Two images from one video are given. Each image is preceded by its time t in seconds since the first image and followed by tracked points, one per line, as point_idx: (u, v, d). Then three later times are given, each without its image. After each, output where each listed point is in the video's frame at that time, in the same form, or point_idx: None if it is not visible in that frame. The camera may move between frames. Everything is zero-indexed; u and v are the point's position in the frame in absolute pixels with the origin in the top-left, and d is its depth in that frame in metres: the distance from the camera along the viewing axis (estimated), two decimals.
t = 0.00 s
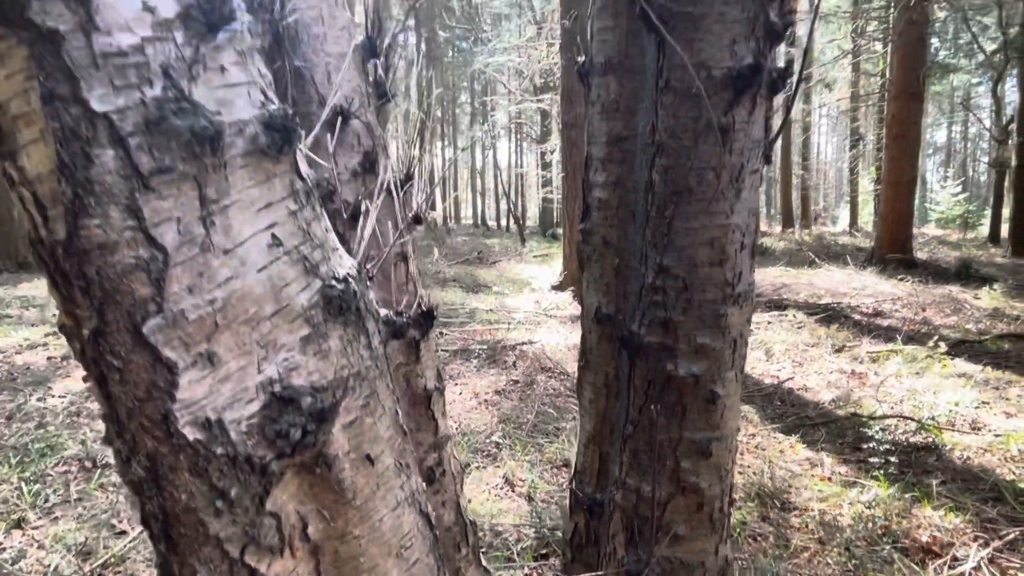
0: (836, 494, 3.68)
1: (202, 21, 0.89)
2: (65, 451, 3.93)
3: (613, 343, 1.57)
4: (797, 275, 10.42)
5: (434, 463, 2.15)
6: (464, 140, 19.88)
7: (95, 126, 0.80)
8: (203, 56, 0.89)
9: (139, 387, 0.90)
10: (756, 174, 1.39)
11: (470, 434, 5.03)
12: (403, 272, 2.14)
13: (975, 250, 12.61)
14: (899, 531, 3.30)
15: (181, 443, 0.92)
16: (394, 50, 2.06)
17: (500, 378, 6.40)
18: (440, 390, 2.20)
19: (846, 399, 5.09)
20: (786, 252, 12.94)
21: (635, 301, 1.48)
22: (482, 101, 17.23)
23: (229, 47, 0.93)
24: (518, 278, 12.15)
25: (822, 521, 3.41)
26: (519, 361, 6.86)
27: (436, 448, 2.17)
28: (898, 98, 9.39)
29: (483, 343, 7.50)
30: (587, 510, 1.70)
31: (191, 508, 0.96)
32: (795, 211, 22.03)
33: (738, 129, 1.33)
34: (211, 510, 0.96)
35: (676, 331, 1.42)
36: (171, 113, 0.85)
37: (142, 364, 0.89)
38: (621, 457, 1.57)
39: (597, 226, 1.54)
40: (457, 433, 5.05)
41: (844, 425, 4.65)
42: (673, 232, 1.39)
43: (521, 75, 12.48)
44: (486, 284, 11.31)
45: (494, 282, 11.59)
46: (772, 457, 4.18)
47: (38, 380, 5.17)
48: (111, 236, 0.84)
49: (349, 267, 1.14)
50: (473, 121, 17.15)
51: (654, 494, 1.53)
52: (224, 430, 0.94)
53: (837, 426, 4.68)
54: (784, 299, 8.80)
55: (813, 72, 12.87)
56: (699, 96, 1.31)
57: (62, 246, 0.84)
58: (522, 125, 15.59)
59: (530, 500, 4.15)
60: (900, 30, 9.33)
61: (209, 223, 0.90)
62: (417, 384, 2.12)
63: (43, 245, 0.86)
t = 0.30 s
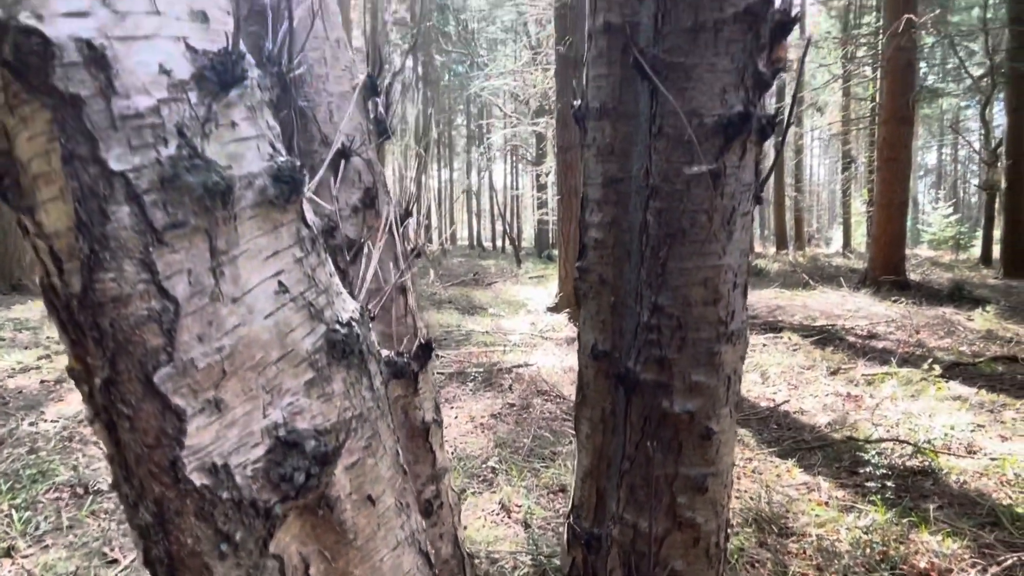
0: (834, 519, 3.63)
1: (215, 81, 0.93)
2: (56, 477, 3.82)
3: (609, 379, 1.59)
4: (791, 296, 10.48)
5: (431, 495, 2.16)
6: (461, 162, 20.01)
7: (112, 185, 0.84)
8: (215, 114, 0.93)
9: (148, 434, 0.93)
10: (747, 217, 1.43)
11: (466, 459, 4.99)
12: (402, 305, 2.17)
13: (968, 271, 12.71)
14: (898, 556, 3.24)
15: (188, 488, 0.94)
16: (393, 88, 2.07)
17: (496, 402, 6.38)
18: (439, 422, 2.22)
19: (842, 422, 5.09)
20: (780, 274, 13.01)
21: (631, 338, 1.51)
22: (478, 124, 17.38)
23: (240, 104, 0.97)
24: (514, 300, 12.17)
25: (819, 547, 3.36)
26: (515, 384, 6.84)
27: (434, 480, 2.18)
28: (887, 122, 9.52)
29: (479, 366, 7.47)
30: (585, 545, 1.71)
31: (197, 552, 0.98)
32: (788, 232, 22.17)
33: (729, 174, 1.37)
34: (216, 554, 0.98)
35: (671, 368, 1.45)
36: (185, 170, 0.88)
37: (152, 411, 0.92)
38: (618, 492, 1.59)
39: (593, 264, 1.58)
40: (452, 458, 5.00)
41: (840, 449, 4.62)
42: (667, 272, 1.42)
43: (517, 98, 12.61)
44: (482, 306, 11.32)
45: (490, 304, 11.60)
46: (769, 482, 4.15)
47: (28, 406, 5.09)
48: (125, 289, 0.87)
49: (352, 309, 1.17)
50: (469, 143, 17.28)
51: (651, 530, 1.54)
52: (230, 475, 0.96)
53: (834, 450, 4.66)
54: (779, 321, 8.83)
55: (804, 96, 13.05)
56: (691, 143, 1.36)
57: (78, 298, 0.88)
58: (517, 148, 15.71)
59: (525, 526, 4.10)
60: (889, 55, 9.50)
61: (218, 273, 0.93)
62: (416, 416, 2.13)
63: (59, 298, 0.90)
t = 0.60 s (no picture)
0: (834, 542, 3.61)
1: (236, 133, 0.96)
2: (50, 500, 3.76)
3: (613, 412, 1.62)
4: (787, 315, 10.51)
5: (434, 524, 2.16)
6: (457, 180, 20.11)
7: (137, 236, 0.87)
8: (235, 164, 0.96)
9: (166, 477, 0.94)
10: (747, 254, 1.47)
11: (464, 482, 4.95)
12: (407, 337, 2.18)
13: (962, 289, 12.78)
14: None
15: (204, 530, 0.96)
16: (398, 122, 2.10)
17: (494, 423, 6.36)
18: (442, 451, 2.24)
19: (840, 443, 5.09)
20: (776, 293, 13.06)
21: (634, 372, 1.53)
22: (475, 143, 17.50)
23: (257, 153, 1.00)
24: (511, 319, 12.17)
25: (820, 570, 3.34)
26: (513, 405, 6.82)
27: (437, 509, 2.18)
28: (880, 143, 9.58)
29: (476, 386, 7.45)
30: None
31: None
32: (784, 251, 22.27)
33: (730, 213, 1.41)
34: None
35: (674, 402, 1.48)
36: (207, 220, 0.91)
37: (171, 455, 0.94)
38: (623, 524, 1.61)
39: (597, 298, 1.60)
40: (450, 481, 4.97)
41: (838, 470, 4.62)
42: (670, 307, 1.45)
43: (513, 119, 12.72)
44: (479, 325, 11.32)
45: (487, 323, 11.59)
46: (768, 503, 4.13)
47: (22, 428, 5.05)
48: (148, 336, 0.90)
49: (363, 348, 1.19)
50: (466, 162, 17.39)
51: (655, 562, 1.55)
52: (245, 516, 0.97)
53: (832, 471, 4.65)
54: (776, 340, 8.84)
55: (797, 117, 13.20)
56: (692, 183, 1.39)
57: (101, 345, 0.91)
58: (513, 167, 15.81)
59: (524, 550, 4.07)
60: (881, 77, 9.63)
61: (236, 317, 0.96)
62: (419, 445, 2.14)
63: (83, 345, 0.93)
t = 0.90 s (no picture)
0: (835, 563, 3.58)
1: (246, 178, 0.98)
2: (44, 522, 3.72)
3: (613, 442, 1.63)
4: (785, 333, 10.53)
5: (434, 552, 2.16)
6: (455, 197, 20.20)
7: (150, 281, 0.89)
8: (244, 208, 0.98)
9: (174, 517, 0.95)
10: (745, 286, 1.49)
11: (462, 502, 4.90)
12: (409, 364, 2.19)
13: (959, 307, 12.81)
14: None
15: (210, 569, 0.96)
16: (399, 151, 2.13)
17: (491, 442, 6.33)
18: (442, 478, 2.24)
19: (839, 463, 5.07)
20: (773, 310, 13.09)
21: (634, 403, 1.55)
22: (472, 160, 17.59)
23: (266, 196, 1.02)
24: (508, 336, 12.16)
25: None
26: (510, 423, 6.79)
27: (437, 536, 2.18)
28: (875, 161, 9.64)
29: (474, 405, 7.41)
30: None
31: None
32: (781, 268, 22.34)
33: (728, 247, 1.43)
34: None
35: (674, 433, 1.49)
36: (217, 264, 0.93)
37: (179, 495, 0.95)
38: (623, 555, 1.61)
39: (597, 329, 1.62)
40: (448, 501, 4.92)
41: (837, 490, 4.60)
42: (669, 340, 1.47)
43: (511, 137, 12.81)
44: (477, 342, 11.31)
45: (484, 340, 11.56)
46: (768, 524, 4.10)
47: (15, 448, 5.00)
48: (158, 378, 0.91)
49: (367, 383, 1.21)
50: (463, 179, 17.46)
51: None
52: (251, 555, 0.98)
53: (831, 491, 4.64)
54: (774, 358, 8.83)
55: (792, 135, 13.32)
56: (691, 218, 1.42)
57: (113, 388, 0.93)
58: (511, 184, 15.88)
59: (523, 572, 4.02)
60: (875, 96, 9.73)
61: (245, 357, 0.98)
62: (419, 473, 2.15)
63: (93, 387, 0.94)
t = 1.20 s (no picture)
0: None
1: (259, 216, 1.01)
2: (39, 542, 3.69)
3: (616, 468, 1.64)
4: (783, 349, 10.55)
5: None
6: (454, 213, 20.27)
7: (165, 319, 0.91)
8: (257, 244, 1.00)
9: (185, 550, 0.97)
10: (745, 315, 1.51)
11: (460, 522, 4.86)
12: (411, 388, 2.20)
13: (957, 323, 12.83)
14: None
15: None
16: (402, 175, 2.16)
17: (490, 460, 6.31)
18: (445, 502, 2.25)
19: (839, 481, 5.05)
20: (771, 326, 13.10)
21: (636, 431, 1.56)
22: (470, 176, 17.67)
23: (278, 232, 1.05)
24: (507, 352, 12.14)
25: None
26: (509, 440, 6.77)
27: (438, 561, 2.18)
28: (871, 178, 9.70)
29: (472, 422, 7.38)
30: None
31: None
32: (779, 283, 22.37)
33: (728, 276, 1.46)
34: None
35: (677, 460, 1.50)
36: (230, 301, 0.95)
37: (190, 529, 0.96)
38: None
39: (599, 356, 1.64)
40: (447, 521, 4.89)
41: (837, 509, 4.59)
42: (671, 368, 1.49)
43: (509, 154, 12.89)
44: (476, 358, 11.28)
45: (483, 356, 11.53)
46: (768, 543, 4.08)
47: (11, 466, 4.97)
48: (172, 414, 0.93)
49: (374, 413, 1.22)
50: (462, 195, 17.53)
51: None
52: None
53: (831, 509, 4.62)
54: (773, 374, 8.81)
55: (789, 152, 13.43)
56: (691, 249, 1.45)
57: (127, 424, 0.94)
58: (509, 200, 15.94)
59: None
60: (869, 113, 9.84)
61: (255, 391, 0.99)
62: (422, 497, 2.15)
63: (107, 422, 0.96)
